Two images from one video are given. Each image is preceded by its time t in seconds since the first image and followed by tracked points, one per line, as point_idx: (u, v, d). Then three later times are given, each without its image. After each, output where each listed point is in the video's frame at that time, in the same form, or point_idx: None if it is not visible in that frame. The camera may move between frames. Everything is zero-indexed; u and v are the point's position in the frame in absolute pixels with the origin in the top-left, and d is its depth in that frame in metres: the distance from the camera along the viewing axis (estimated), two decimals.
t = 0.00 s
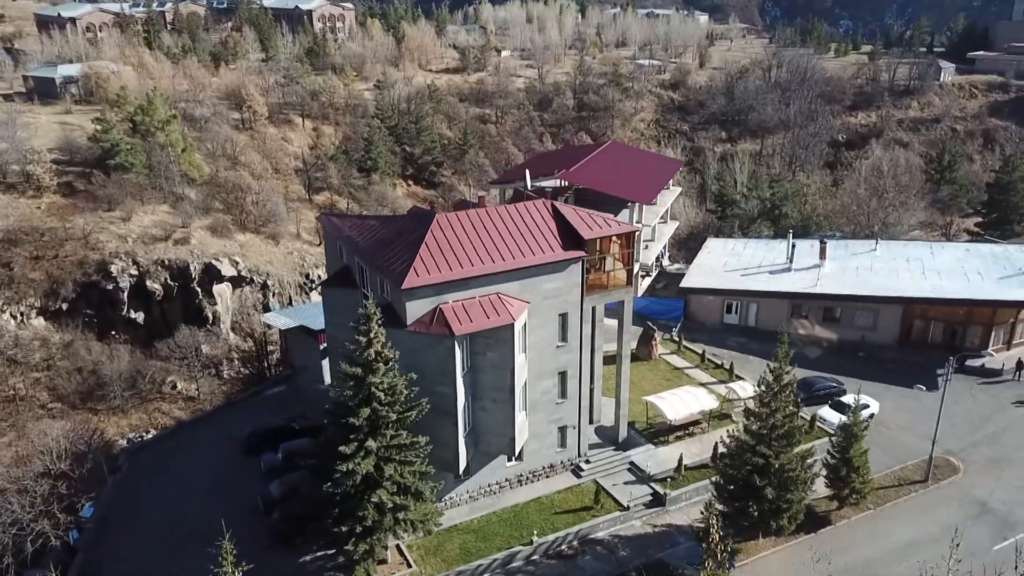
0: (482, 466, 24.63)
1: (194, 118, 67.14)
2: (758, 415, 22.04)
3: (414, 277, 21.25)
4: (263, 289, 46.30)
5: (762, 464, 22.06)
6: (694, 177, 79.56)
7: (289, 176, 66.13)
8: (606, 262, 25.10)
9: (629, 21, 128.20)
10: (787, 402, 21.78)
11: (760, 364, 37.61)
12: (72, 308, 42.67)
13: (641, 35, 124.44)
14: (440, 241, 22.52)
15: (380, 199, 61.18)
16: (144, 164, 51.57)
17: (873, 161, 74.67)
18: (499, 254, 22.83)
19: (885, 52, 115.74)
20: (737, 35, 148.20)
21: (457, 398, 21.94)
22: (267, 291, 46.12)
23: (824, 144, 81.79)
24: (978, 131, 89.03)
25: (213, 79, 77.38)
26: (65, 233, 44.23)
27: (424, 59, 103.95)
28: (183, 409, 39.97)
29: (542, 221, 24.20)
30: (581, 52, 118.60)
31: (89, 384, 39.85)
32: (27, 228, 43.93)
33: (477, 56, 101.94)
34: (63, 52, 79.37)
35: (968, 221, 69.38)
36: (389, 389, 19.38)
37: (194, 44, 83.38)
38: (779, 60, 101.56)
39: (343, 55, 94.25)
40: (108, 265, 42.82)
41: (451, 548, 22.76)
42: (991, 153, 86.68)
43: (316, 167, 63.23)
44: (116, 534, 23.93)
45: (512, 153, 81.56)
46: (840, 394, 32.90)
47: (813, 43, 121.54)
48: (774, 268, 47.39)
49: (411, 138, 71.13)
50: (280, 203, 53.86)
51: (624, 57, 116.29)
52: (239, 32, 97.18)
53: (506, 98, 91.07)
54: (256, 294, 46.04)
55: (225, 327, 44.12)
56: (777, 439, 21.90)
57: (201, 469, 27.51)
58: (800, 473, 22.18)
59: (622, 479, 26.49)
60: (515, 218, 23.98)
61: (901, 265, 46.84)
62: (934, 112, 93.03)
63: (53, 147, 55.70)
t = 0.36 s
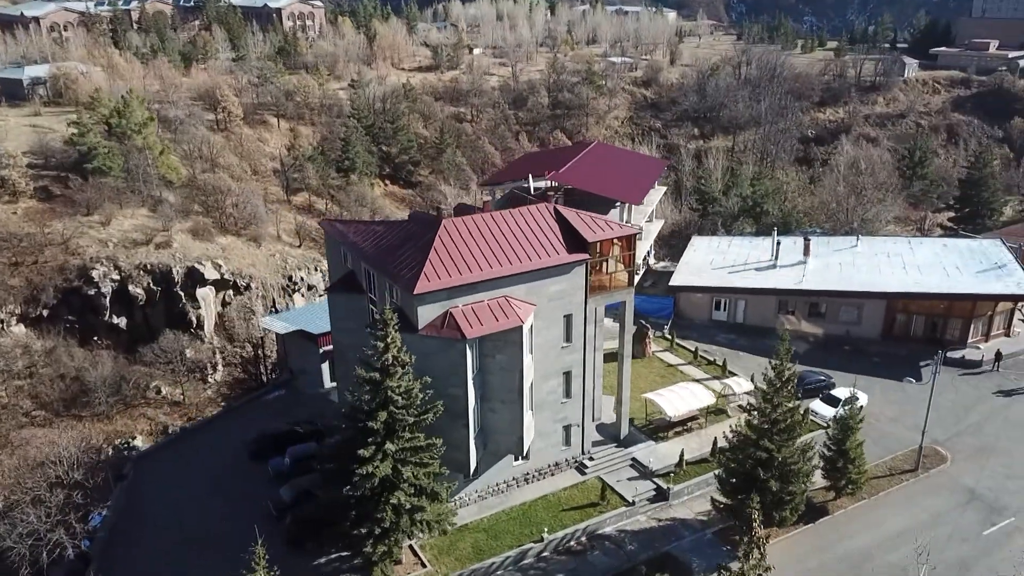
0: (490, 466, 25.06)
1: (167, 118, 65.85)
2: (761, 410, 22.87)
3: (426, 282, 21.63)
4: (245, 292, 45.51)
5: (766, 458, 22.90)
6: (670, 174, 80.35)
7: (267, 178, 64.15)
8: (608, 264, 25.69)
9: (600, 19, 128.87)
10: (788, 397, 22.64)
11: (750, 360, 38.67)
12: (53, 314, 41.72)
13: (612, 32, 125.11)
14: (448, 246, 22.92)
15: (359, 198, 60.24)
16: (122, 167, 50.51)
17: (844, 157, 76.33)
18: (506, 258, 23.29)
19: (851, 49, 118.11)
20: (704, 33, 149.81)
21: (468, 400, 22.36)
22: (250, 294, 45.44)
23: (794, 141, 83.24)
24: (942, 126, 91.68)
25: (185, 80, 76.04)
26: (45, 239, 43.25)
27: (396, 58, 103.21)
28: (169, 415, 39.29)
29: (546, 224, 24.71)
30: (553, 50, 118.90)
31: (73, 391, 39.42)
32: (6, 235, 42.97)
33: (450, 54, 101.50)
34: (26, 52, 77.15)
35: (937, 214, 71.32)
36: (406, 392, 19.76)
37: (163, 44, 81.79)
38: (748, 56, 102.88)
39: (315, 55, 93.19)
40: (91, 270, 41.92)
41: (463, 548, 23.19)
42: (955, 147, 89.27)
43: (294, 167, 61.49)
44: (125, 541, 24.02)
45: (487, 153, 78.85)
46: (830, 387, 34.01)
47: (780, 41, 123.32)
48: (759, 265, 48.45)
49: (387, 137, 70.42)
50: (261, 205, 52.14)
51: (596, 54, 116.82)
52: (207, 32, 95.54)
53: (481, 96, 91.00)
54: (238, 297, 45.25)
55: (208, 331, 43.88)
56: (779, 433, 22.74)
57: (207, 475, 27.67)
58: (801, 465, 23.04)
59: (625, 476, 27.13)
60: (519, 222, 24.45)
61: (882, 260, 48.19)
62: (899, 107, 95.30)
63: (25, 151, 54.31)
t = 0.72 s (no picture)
0: (504, 465, 25.49)
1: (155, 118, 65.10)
2: (772, 407, 23.53)
3: (444, 285, 22.04)
4: (242, 293, 45.34)
5: (777, 453, 23.51)
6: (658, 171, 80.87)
7: (258, 178, 63.83)
8: (620, 264, 26.09)
9: (584, 18, 129.34)
10: (798, 394, 23.28)
11: (750, 356, 39.49)
12: (48, 317, 41.18)
13: (597, 30, 125.53)
14: (464, 249, 23.35)
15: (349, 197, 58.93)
16: (114, 169, 50.17)
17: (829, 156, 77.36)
18: (521, 260, 23.70)
19: (832, 47, 119.53)
20: (686, 30, 150.75)
21: (485, 401, 22.78)
22: (245, 296, 45.21)
23: (779, 138, 84.17)
24: (923, 123, 93.24)
25: (171, 79, 75.39)
26: (38, 242, 42.65)
27: (382, 56, 102.80)
28: (167, 417, 39.02)
29: (558, 226, 25.16)
30: (538, 48, 119.13)
31: (70, 394, 39.06)
32: None
33: (436, 52, 101.24)
34: (7, 52, 75.95)
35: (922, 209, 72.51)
36: (428, 394, 20.16)
37: (147, 44, 80.98)
38: (732, 54, 103.58)
39: (300, 54, 92.56)
40: (87, 274, 41.24)
41: (482, 545, 23.64)
42: (935, 143, 90.82)
43: (284, 167, 61.63)
44: (141, 543, 24.30)
45: (478, 152, 77.93)
46: (830, 383, 34.83)
47: (762, 39, 124.28)
48: (757, 263, 49.13)
49: (377, 137, 69.57)
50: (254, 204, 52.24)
51: (581, 51, 117.16)
52: (191, 31, 94.64)
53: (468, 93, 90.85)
54: (234, 299, 45.17)
55: (204, 332, 43.47)
56: (789, 430, 23.37)
57: (220, 477, 27.99)
58: (810, 459, 23.68)
59: (636, 472, 27.69)
60: (533, 224, 24.90)
61: (876, 258, 49.06)
62: (881, 104, 96.61)
63: (13, 152, 53.60)
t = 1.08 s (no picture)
0: (521, 464, 25.91)
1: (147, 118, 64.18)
2: (784, 405, 24.07)
3: (463, 289, 22.48)
4: (241, 294, 43.42)
5: (790, 451, 24.07)
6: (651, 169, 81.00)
7: (254, 178, 61.53)
8: (632, 267, 26.53)
9: (572, 16, 129.32)
10: (809, 393, 23.83)
11: (752, 355, 40.20)
12: (47, 320, 39.41)
13: (585, 28, 125.48)
14: (481, 253, 23.77)
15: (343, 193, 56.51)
16: (111, 170, 48.80)
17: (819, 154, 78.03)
18: (537, 264, 24.14)
19: (819, 44, 120.34)
20: (673, 28, 151.21)
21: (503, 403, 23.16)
22: (244, 296, 43.40)
23: (769, 136, 84.62)
24: (910, 119, 94.28)
25: (160, 78, 74.46)
26: (36, 245, 41.07)
27: (372, 54, 101.95)
28: (168, 417, 37.74)
29: (572, 230, 25.58)
30: (527, 47, 118.94)
31: (70, 397, 37.58)
32: None
33: (426, 51, 100.77)
34: None
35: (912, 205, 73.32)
36: (451, 397, 20.55)
37: (135, 44, 79.90)
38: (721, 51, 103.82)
39: (290, 52, 91.74)
40: (85, 275, 39.50)
41: (501, 544, 24.09)
42: (922, 139, 91.89)
43: (277, 167, 59.60)
44: (153, 547, 24.69)
45: (470, 150, 79.04)
46: (833, 381, 35.46)
47: (748, 37, 124.81)
48: (758, 263, 49.74)
49: (370, 136, 68.58)
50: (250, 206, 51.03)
51: (570, 49, 117.11)
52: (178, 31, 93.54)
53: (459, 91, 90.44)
54: (233, 299, 43.38)
55: (204, 333, 41.71)
56: (800, 428, 23.93)
57: (235, 479, 28.32)
58: (821, 456, 24.24)
59: (648, 470, 28.22)
60: (547, 228, 25.32)
61: (875, 256, 49.77)
62: (868, 100, 97.46)
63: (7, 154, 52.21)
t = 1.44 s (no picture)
0: (535, 466, 26.31)
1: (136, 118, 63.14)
2: (795, 406, 24.62)
3: (481, 294, 22.90)
4: (238, 297, 42.87)
5: (800, 450, 24.60)
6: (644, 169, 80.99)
7: (250, 179, 60.62)
8: (643, 270, 26.96)
9: (559, 15, 129.18)
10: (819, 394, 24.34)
11: (754, 354, 41.07)
12: (46, 324, 38.72)
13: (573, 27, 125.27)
14: (496, 258, 24.18)
15: (339, 194, 55.39)
16: (106, 173, 46.73)
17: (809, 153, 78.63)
18: (550, 268, 24.56)
19: (805, 43, 120.95)
20: (660, 26, 151.57)
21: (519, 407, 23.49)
22: (242, 299, 42.88)
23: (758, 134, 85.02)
24: (896, 118, 95.39)
25: (149, 77, 73.37)
26: (33, 248, 40.39)
27: (362, 53, 101.16)
28: (168, 420, 37.78)
29: (584, 234, 26.03)
30: (515, 46, 118.71)
31: (70, 401, 37.17)
32: None
33: (415, 50, 100.14)
34: None
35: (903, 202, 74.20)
36: (473, 402, 20.95)
37: (122, 44, 78.63)
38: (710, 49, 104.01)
39: (279, 52, 90.71)
40: (84, 278, 38.95)
41: (517, 545, 24.52)
42: (909, 138, 93.05)
43: (270, 167, 58.77)
44: (167, 553, 25.07)
45: (462, 149, 78.01)
46: (836, 380, 36.12)
47: (735, 35, 125.20)
48: (757, 263, 50.27)
49: (362, 136, 68.48)
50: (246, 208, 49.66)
51: (559, 48, 116.96)
52: (164, 31, 92.27)
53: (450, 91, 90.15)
54: (231, 302, 42.76)
55: (203, 336, 41.40)
56: (809, 427, 24.46)
57: (249, 483, 28.61)
58: (830, 454, 24.79)
59: (658, 471, 28.70)
60: (560, 233, 25.76)
61: (872, 256, 50.50)
62: (855, 99, 98.30)
63: None
